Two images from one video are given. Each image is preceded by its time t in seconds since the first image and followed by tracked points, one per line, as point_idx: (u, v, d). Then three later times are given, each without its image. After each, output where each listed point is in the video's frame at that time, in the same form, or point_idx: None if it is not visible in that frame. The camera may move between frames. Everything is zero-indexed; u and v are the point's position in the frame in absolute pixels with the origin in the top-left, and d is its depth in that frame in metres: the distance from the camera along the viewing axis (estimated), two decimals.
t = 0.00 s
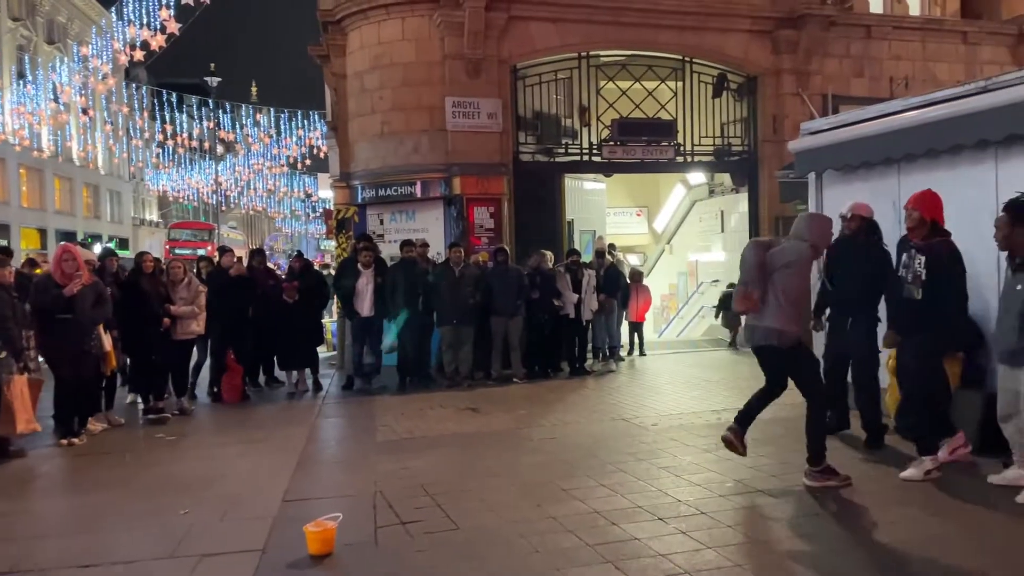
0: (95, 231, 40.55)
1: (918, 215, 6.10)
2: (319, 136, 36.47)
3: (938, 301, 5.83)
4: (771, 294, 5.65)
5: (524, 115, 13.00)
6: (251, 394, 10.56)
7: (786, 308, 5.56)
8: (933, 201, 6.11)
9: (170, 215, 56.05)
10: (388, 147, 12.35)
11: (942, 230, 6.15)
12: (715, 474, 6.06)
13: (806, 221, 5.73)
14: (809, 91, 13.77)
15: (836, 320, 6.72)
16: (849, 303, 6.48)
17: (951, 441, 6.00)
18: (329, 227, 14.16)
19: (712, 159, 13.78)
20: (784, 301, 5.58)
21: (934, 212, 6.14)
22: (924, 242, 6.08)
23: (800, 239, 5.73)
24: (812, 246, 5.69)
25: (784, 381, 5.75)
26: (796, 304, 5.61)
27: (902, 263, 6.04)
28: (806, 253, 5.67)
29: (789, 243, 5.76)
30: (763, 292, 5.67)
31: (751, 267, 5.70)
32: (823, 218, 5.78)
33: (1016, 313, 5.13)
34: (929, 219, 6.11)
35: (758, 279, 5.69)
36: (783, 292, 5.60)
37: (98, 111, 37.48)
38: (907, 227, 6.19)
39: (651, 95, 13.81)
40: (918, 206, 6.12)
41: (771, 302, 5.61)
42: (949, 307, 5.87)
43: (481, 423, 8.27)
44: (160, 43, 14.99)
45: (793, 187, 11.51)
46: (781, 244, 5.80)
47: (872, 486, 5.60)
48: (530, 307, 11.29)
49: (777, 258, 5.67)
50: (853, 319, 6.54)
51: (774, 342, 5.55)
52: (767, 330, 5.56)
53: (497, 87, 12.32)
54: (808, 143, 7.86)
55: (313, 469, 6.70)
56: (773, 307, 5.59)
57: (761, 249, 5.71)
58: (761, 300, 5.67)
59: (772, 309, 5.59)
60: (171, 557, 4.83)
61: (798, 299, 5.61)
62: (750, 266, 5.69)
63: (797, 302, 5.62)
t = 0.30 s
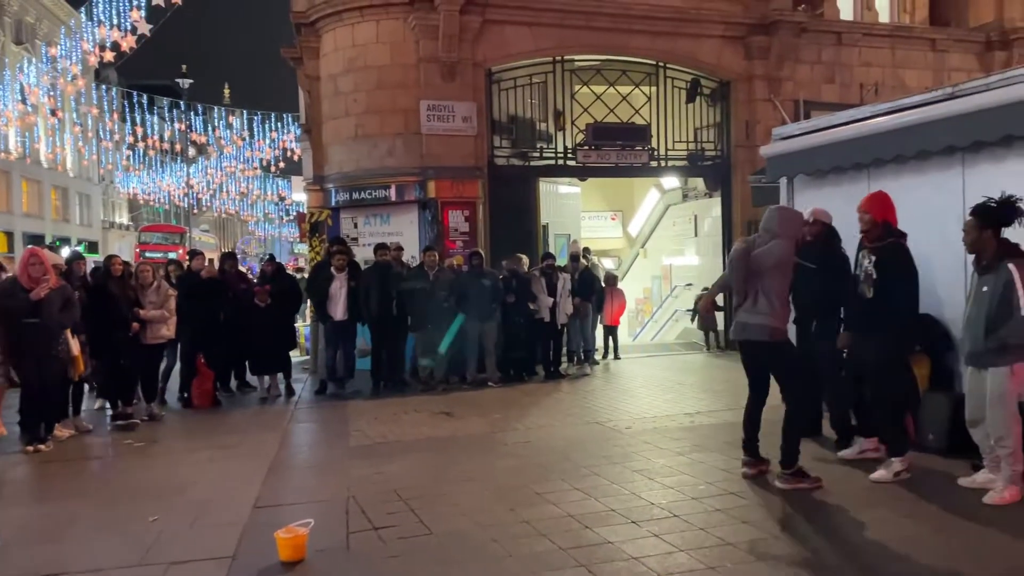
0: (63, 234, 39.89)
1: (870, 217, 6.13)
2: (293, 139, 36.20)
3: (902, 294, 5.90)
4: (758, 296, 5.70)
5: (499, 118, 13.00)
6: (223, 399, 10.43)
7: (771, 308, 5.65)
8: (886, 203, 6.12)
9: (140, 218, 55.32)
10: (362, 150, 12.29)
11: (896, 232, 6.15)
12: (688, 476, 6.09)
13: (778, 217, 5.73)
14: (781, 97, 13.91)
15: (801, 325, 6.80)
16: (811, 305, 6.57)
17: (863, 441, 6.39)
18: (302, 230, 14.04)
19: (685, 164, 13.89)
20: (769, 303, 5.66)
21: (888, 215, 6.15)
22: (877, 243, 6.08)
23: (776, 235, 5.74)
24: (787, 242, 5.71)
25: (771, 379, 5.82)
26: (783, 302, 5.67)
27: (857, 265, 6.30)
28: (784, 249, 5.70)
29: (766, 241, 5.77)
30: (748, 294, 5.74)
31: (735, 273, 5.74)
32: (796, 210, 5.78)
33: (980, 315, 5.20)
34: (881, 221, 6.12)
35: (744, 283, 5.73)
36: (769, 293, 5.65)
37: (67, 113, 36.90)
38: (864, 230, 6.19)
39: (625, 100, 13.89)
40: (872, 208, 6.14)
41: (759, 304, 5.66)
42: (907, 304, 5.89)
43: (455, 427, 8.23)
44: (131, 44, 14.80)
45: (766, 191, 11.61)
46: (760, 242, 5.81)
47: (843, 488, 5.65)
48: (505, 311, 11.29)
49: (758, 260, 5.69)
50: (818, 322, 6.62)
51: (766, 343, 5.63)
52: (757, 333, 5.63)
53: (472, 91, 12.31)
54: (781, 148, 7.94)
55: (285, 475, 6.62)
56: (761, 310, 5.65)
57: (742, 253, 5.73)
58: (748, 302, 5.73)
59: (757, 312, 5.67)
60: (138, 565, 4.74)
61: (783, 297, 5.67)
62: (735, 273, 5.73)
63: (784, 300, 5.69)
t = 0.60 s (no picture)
0: (36, 237, 39.32)
1: (811, 237, 6.28)
2: (271, 141, 35.96)
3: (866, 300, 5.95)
4: (728, 297, 5.75)
5: (478, 122, 12.99)
6: (199, 404, 10.33)
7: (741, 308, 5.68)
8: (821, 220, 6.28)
9: (115, 220, 54.68)
10: (340, 153, 12.24)
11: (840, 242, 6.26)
12: (665, 479, 6.10)
13: (742, 219, 5.83)
14: (758, 102, 14.03)
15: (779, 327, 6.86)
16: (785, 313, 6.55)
17: (824, 443, 6.42)
18: (280, 232, 13.94)
19: (663, 168, 13.96)
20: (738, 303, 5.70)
21: (827, 230, 6.30)
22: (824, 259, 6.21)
23: (741, 237, 5.83)
24: (751, 244, 5.81)
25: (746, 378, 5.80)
26: (753, 303, 5.74)
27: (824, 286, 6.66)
28: (749, 251, 5.80)
29: (731, 243, 5.85)
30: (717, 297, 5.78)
31: (705, 275, 5.77)
32: (758, 213, 5.90)
33: (946, 316, 5.22)
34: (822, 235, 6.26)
35: (713, 285, 5.77)
36: (740, 294, 5.71)
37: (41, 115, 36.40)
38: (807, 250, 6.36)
39: (603, 104, 13.95)
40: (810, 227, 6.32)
41: (731, 305, 5.70)
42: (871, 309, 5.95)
43: (434, 431, 8.20)
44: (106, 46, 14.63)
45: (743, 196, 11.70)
46: (725, 244, 5.89)
47: (819, 490, 5.69)
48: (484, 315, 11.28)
49: (727, 261, 5.75)
50: (795, 326, 6.67)
51: (739, 343, 5.65)
52: (731, 333, 5.65)
53: (451, 94, 12.30)
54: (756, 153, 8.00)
55: (261, 481, 6.56)
56: (733, 310, 5.67)
57: (710, 256, 5.78)
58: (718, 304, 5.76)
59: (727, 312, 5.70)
60: (110, 573, 4.67)
61: (752, 297, 5.74)
62: (704, 275, 5.77)
63: (752, 301, 5.74)
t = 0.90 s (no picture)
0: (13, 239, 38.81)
1: (819, 236, 6.30)
2: (253, 143, 35.74)
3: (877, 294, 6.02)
4: (713, 307, 5.72)
5: (461, 125, 12.97)
6: (179, 408, 10.23)
7: (727, 319, 5.65)
8: (829, 219, 6.29)
9: (94, 222, 54.08)
10: (323, 156, 12.18)
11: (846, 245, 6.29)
12: (648, 482, 6.11)
13: (727, 231, 5.84)
14: (740, 106, 14.11)
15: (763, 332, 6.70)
16: (773, 315, 6.48)
17: (807, 446, 6.46)
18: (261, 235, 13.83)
19: (646, 172, 14.00)
20: (723, 313, 5.66)
21: (835, 229, 6.31)
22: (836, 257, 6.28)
23: (726, 248, 5.82)
24: (736, 255, 5.79)
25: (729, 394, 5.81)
26: (739, 313, 5.71)
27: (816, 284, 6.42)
28: (735, 261, 5.78)
29: (717, 254, 5.85)
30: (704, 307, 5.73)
31: (690, 285, 5.76)
32: (743, 224, 5.89)
33: (924, 317, 5.28)
34: (830, 234, 6.28)
35: (699, 295, 5.75)
36: (726, 304, 5.68)
37: (18, 116, 35.94)
38: (815, 249, 6.37)
39: (587, 108, 13.97)
40: (816, 227, 6.31)
41: (716, 315, 5.67)
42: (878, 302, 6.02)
43: (417, 435, 8.16)
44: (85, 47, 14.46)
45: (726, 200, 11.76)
46: (710, 256, 5.88)
47: (801, 492, 5.71)
48: (467, 318, 11.26)
49: (712, 271, 5.73)
50: (780, 329, 6.49)
51: (720, 353, 5.68)
52: (711, 345, 5.69)
53: (434, 97, 12.26)
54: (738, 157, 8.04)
55: (242, 485, 6.50)
56: (717, 321, 5.66)
57: (695, 267, 5.77)
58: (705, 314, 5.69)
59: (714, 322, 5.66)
60: None
61: (738, 307, 5.71)
62: (691, 285, 5.75)
63: (738, 311, 5.71)
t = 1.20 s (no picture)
0: None
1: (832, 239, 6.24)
2: (239, 145, 35.58)
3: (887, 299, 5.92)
4: (703, 317, 5.74)
5: (449, 128, 12.94)
6: (163, 412, 10.15)
7: (717, 328, 5.68)
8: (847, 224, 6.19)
9: (77, 225, 53.64)
10: (310, 158, 12.13)
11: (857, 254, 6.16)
12: (635, 486, 6.11)
13: (715, 239, 5.83)
14: (727, 110, 14.16)
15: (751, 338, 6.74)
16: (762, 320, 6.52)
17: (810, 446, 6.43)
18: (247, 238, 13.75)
19: (634, 175, 14.03)
20: (714, 323, 5.69)
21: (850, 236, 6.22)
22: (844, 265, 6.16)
23: (715, 256, 5.83)
24: (725, 263, 5.81)
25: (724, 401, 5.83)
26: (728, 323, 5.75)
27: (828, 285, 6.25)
28: (724, 269, 5.79)
29: (706, 262, 5.84)
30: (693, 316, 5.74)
31: (681, 294, 5.75)
32: (732, 233, 5.89)
33: (911, 322, 5.29)
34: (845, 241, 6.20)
35: (689, 304, 5.75)
36: (716, 314, 5.69)
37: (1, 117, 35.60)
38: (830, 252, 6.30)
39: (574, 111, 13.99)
40: (834, 231, 6.24)
41: (707, 324, 5.70)
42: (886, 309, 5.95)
43: (405, 439, 8.13)
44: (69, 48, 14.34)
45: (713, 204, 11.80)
46: (699, 264, 5.87)
47: (788, 495, 5.72)
48: (455, 320, 11.23)
49: (703, 280, 5.73)
50: (769, 335, 6.55)
51: (711, 360, 5.70)
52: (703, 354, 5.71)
53: (422, 99, 12.24)
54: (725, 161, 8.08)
55: (227, 490, 6.45)
56: (708, 330, 5.68)
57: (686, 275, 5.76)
58: (695, 323, 5.72)
59: (704, 332, 5.69)
60: None
61: (727, 317, 5.75)
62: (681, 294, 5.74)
63: (727, 319, 5.74)
